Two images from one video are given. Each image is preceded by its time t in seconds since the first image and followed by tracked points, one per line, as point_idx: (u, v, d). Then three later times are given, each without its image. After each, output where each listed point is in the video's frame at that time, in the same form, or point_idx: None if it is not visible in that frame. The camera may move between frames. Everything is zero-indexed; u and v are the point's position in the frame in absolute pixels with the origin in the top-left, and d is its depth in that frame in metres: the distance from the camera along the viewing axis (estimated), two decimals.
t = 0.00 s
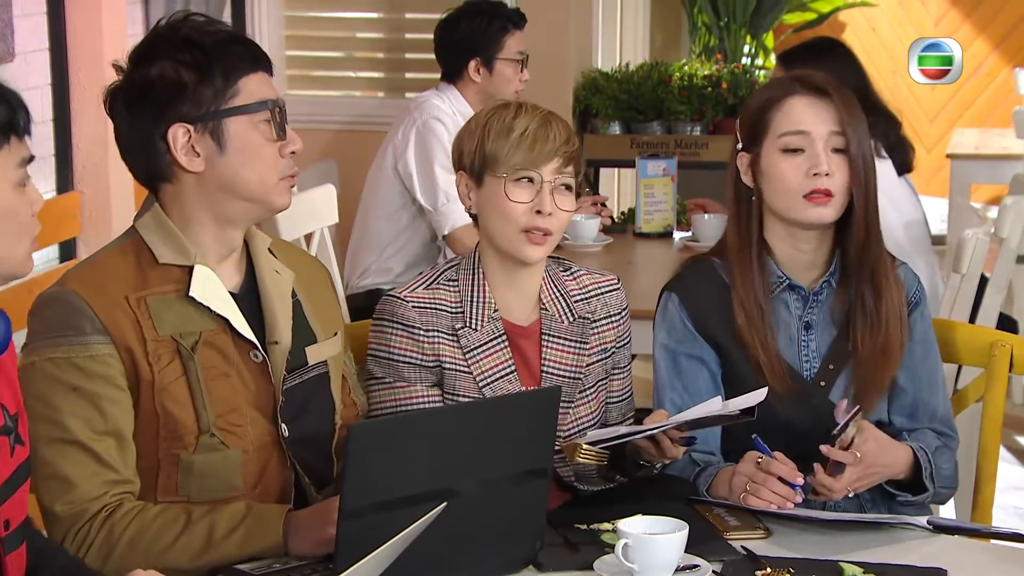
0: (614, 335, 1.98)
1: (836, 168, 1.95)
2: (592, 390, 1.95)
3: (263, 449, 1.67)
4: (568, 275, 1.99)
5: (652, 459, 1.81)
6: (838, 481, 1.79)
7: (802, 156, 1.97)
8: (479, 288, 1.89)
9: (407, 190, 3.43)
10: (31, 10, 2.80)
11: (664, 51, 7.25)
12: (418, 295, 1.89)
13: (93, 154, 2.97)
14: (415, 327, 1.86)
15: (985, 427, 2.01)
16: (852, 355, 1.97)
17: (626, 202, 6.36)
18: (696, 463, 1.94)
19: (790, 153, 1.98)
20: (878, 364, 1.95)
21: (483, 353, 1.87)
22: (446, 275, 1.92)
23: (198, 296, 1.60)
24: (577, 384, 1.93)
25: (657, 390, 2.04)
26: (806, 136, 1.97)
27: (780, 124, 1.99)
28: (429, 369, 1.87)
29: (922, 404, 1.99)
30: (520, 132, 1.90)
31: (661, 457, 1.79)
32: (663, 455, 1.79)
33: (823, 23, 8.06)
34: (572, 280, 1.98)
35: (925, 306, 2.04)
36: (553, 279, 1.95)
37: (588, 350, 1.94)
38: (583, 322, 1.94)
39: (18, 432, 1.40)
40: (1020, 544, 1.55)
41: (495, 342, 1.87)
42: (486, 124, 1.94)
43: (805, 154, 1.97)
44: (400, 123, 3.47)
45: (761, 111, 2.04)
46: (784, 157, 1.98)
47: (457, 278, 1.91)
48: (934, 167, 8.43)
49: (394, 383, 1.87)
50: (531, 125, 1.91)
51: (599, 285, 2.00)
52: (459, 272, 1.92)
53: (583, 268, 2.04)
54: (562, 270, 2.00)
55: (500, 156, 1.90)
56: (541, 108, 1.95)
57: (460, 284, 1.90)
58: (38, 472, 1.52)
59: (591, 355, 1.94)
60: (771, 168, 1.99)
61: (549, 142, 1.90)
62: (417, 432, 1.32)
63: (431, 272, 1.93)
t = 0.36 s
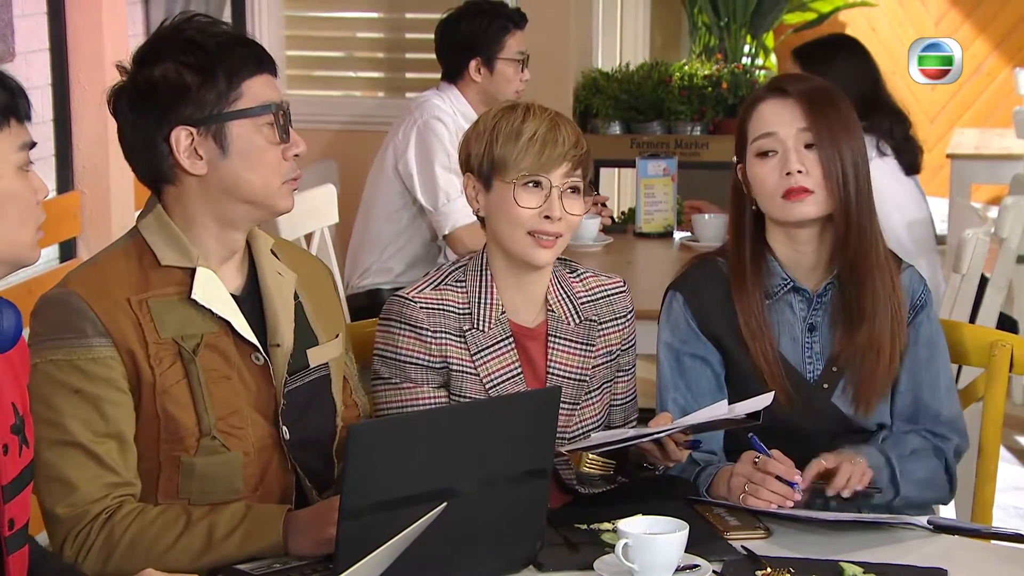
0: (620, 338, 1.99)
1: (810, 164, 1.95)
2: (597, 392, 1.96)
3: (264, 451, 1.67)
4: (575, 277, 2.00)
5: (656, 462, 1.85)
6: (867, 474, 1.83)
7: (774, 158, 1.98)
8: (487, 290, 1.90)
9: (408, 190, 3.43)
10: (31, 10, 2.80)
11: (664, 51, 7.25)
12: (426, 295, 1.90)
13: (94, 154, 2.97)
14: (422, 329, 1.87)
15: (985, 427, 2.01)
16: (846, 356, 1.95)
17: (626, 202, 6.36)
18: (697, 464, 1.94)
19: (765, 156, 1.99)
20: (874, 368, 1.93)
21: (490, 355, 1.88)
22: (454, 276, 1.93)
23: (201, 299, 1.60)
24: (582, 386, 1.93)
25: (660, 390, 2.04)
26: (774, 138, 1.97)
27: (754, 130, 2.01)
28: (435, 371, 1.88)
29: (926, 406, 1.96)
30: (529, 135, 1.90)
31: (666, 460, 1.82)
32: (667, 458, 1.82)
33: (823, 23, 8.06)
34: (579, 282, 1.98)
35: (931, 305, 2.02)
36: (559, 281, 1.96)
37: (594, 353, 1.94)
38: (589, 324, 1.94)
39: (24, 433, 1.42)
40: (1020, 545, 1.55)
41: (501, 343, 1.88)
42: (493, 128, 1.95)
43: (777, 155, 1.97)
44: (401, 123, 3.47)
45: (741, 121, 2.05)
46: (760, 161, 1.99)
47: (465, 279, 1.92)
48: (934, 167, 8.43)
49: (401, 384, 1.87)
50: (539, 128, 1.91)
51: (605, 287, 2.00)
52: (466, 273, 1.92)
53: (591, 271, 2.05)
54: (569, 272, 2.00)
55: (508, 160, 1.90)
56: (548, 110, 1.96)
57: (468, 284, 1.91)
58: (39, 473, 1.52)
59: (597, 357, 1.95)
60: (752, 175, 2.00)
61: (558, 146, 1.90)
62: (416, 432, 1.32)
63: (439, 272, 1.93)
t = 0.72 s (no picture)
0: (621, 338, 1.99)
1: (813, 170, 1.95)
2: (598, 392, 1.96)
3: (263, 451, 1.67)
4: (577, 277, 2.00)
5: (657, 462, 1.85)
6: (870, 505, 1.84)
7: (780, 161, 1.97)
8: (489, 292, 1.90)
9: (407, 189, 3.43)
10: (31, 10, 2.79)
11: (664, 51, 7.25)
12: (428, 295, 1.90)
13: (95, 154, 2.97)
14: (424, 329, 1.87)
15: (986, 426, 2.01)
16: (846, 359, 1.96)
17: (626, 202, 6.36)
18: (697, 464, 1.94)
19: (771, 158, 1.98)
20: (872, 370, 1.94)
21: (491, 355, 1.88)
22: (455, 276, 1.93)
23: (201, 301, 1.60)
24: (584, 387, 1.93)
25: (659, 389, 2.04)
26: (782, 141, 1.97)
27: (762, 131, 1.99)
28: (437, 371, 1.88)
29: (927, 407, 1.96)
30: (516, 139, 1.89)
31: (666, 459, 1.82)
32: (669, 457, 1.81)
33: (823, 24, 8.06)
34: (580, 282, 1.99)
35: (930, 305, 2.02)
36: (562, 281, 1.96)
37: (595, 353, 1.94)
38: (591, 325, 1.94)
39: (25, 433, 1.42)
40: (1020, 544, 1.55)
41: (504, 344, 1.89)
42: (482, 133, 1.94)
43: (782, 159, 1.97)
44: (400, 123, 3.47)
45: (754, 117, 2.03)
46: (766, 163, 1.98)
47: (467, 279, 1.92)
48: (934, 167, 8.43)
49: (402, 384, 1.87)
50: (527, 130, 1.90)
51: (607, 288, 2.00)
52: (468, 274, 1.92)
53: (592, 271, 2.05)
54: (571, 272, 2.01)
55: (498, 166, 1.90)
56: (537, 109, 1.94)
57: (470, 284, 1.91)
58: (39, 474, 1.52)
59: (598, 357, 1.95)
60: (756, 176, 2.00)
61: (546, 146, 1.89)
62: (416, 433, 1.32)
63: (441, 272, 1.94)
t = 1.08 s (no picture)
0: (621, 338, 1.99)
1: (835, 174, 1.94)
2: (598, 391, 1.96)
3: (263, 451, 1.67)
4: (577, 276, 2.00)
5: (656, 461, 1.85)
6: (870, 505, 1.84)
7: (803, 161, 1.96)
8: (489, 291, 1.90)
9: (407, 190, 3.42)
10: (31, 10, 2.79)
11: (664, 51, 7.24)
12: (428, 294, 1.90)
13: (95, 153, 2.96)
14: (425, 327, 1.87)
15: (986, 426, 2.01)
16: (850, 358, 1.96)
17: (626, 202, 6.35)
18: (695, 464, 1.94)
19: (791, 158, 1.97)
20: (874, 369, 1.94)
21: (491, 355, 1.88)
22: (456, 276, 1.93)
23: (201, 300, 1.60)
24: (584, 386, 1.93)
25: (656, 387, 2.04)
26: (807, 142, 1.96)
27: (783, 129, 1.99)
28: (438, 369, 1.88)
29: (928, 405, 1.96)
30: (505, 142, 1.89)
31: (665, 459, 1.82)
32: (667, 457, 1.81)
33: (823, 24, 8.06)
34: (581, 281, 1.99)
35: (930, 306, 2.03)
36: (563, 280, 1.96)
37: (596, 352, 1.94)
38: (591, 324, 1.94)
39: (24, 431, 1.42)
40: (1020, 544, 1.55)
41: (503, 343, 1.89)
42: (475, 138, 1.94)
43: (807, 159, 1.96)
44: (399, 124, 3.46)
45: (771, 113, 2.02)
46: (786, 161, 1.97)
47: (467, 278, 1.92)
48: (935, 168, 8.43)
49: (402, 382, 1.87)
50: (516, 131, 1.90)
51: (607, 287, 2.00)
52: (468, 274, 1.93)
53: (592, 269, 2.05)
54: (571, 272, 2.01)
55: (489, 169, 1.90)
56: (527, 110, 1.94)
57: (470, 284, 1.91)
58: (39, 473, 1.52)
59: (598, 356, 1.95)
60: (773, 174, 1.99)
61: (535, 147, 1.89)
62: (415, 431, 1.32)
63: (442, 271, 1.94)
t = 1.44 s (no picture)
0: (620, 336, 1.99)
1: (853, 178, 1.94)
2: (597, 390, 1.96)
3: (265, 453, 1.67)
4: (575, 275, 2.00)
5: (655, 459, 1.84)
6: (870, 505, 1.85)
7: (825, 160, 1.95)
8: (488, 290, 1.90)
9: (406, 191, 3.42)
10: (31, 10, 2.79)
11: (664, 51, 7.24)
12: (427, 294, 1.90)
13: (94, 154, 2.96)
14: (423, 328, 1.87)
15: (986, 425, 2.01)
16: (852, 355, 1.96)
17: (626, 202, 6.35)
18: (693, 462, 1.94)
19: (812, 156, 1.96)
20: (876, 366, 1.94)
21: (490, 355, 1.88)
22: (454, 276, 1.94)
23: (206, 303, 1.60)
24: (583, 385, 1.93)
25: (653, 385, 2.04)
26: (832, 144, 1.94)
27: (813, 124, 1.97)
28: (436, 369, 1.88)
29: (928, 403, 1.96)
30: (493, 145, 1.90)
31: (664, 456, 1.81)
32: (666, 454, 1.81)
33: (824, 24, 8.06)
34: (579, 280, 1.99)
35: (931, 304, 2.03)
36: (561, 280, 1.96)
37: (595, 351, 1.94)
38: (590, 323, 1.94)
39: None
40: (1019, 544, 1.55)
41: (502, 343, 1.89)
42: (464, 146, 1.94)
43: (827, 159, 1.95)
44: (397, 124, 3.46)
45: (794, 108, 2.01)
46: (806, 159, 1.96)
47: (466, 278, 1.92)
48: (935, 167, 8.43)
49: (402, 381, 1.87)
50: (503, 134, 1.90)
51: (605, 285, 2.00)
52: (467, 274, 1.93)
53: (590, 269, 2.05)
54: (570, 271, 2.01)
55: (480, 173, 1.90)
56: (513, 113, 1.94)
57: (469, 285, 1.92)
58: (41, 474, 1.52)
59: (597, 356, 1.95)
60: (790, 168, 1.98)
61: (524, 148, 1.89)
62: (417, 432, 1.32)
63: (441, 270, 1.95)
